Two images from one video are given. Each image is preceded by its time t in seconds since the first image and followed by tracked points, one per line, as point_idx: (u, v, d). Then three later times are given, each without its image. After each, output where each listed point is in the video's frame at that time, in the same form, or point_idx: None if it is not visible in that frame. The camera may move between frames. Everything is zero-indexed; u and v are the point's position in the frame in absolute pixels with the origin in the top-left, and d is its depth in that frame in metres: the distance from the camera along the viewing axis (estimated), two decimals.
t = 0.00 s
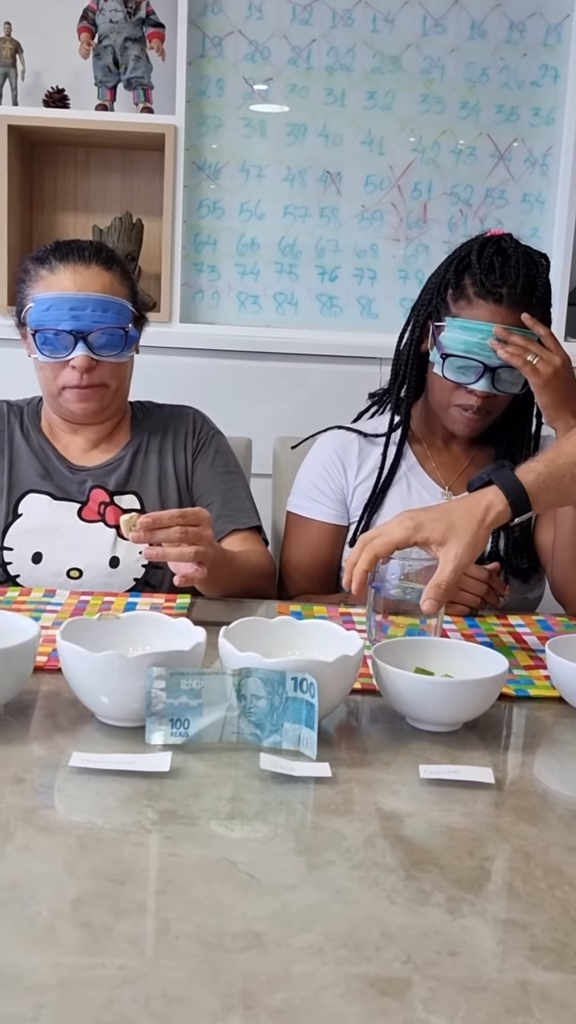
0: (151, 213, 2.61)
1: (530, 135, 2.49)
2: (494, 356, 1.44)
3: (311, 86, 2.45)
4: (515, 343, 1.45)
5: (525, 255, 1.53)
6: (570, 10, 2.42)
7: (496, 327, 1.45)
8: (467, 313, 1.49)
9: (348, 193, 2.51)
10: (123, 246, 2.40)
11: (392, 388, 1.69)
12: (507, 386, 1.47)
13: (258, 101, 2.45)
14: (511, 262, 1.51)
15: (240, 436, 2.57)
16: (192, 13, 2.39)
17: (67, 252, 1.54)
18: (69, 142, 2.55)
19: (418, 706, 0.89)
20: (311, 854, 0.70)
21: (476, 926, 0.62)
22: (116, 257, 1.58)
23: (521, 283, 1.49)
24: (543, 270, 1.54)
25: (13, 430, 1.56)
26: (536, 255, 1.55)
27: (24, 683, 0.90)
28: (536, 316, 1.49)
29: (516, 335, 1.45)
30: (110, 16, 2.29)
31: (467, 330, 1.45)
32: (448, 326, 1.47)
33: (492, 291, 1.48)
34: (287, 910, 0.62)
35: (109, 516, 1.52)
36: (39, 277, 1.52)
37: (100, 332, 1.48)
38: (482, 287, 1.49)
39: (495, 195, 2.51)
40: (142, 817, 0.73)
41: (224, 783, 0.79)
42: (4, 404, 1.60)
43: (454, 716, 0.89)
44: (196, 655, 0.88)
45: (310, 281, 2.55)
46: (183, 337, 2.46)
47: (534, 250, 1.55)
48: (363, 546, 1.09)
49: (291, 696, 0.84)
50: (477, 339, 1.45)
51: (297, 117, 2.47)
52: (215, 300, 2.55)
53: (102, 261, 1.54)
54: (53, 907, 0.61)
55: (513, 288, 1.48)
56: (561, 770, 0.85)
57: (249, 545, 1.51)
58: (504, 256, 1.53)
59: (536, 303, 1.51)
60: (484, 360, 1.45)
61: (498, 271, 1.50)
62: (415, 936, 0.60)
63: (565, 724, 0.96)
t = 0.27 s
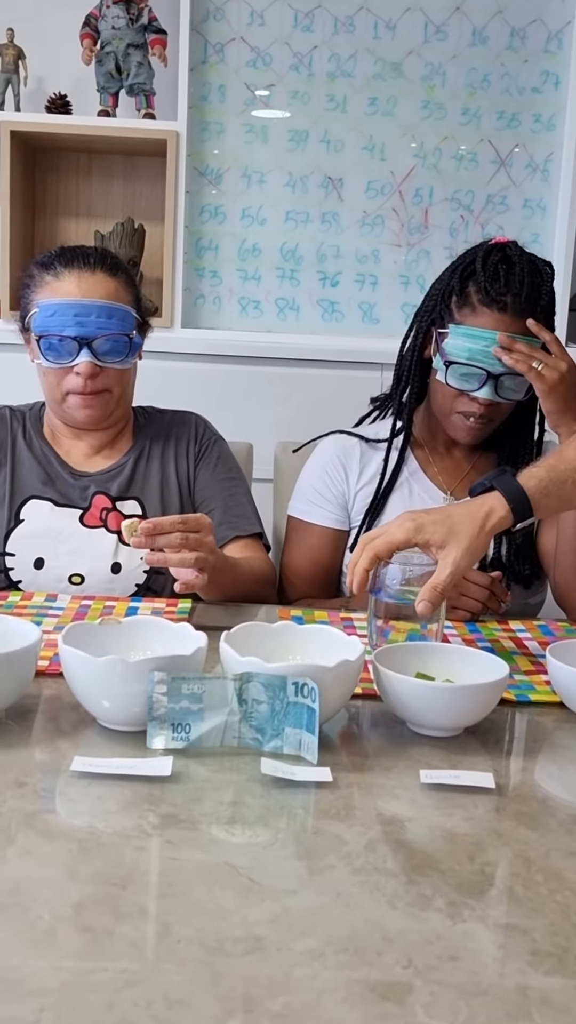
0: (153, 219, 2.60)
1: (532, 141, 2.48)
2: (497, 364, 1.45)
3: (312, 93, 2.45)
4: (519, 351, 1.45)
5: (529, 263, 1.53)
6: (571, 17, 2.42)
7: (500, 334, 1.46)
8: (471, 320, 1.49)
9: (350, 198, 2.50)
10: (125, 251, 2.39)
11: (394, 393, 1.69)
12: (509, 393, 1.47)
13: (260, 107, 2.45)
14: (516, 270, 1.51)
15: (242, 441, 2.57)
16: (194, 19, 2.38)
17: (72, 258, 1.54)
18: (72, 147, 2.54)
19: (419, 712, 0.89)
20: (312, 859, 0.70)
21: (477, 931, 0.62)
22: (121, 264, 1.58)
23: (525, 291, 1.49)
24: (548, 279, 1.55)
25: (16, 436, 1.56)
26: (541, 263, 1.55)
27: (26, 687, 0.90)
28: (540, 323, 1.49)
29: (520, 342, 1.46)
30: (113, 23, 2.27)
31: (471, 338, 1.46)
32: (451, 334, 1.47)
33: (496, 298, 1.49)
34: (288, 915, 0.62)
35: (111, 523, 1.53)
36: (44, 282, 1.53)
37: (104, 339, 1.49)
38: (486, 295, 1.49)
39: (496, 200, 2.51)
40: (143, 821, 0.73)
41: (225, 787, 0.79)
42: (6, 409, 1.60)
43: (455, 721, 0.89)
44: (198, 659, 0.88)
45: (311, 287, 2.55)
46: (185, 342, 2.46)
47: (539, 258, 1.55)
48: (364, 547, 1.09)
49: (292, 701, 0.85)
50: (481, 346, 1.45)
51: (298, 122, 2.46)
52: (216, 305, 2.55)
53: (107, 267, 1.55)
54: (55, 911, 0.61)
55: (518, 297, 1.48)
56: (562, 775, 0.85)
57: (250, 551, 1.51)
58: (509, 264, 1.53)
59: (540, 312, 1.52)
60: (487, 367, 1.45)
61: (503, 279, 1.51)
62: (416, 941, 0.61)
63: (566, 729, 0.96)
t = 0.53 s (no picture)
0: (156, 226, 2.58)
1: (533, 149, 2.48)
2: (497, 372, 1.45)
3: (315, 101, 2.45)
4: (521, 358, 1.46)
5: (531, 271, 1.53)
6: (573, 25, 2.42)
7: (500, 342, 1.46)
8: (472, 329, 1.49)
9: (352, 205, 2.50)
10: (127, 258, 2.38)
11: (396, 400, 1.69)
12: (510, 401, 1.47)
13: (262, 114, 2.45)
14: (518, 278, 1.51)
15: (243, 447, 2.56)
16: (197, 27, 2.39)
17: (76, 264, 1.55)
18: (74, 155, 2.53)
19: (420, 719, 0.89)
20: (313, 866, 0.70)
21: (479, 939, 0.62)
22: (124, 270, 1.58)
23: (527, 300, 1.49)
24: (550, 287, 1.54)
25: (17, 443, 1.56)
26: (542, 271, 1.55)
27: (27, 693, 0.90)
28: (541, 331, 1.49)
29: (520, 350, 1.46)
30: (116, 31, 2.26)
31: (472, 346, 1.46)
32: (452, 342, 1.48)
33: (497, 306, 1.49)
34: (290, 922, 0.62)
35: (112, 530, 1.52)
36: (47, 288, 1.53)
37: (107, 345, 1.49)
38: (488, 303, 1.49)
39: (498, 208, 2.51)
40: (144, 828, 0.73)
41: (226, 794, 0.79)
42: (8, 416, 1.61)
43: (457, 728, 0.89)
44: (199, 666, 0.88)
45: (313, 294, 2.54)
46: (187, 349, 2.46)
47: (541, 266, 1.55)
48: (371, 547, 1.10)
49: (294, 708, 0.85)
50: (482, 355, 1.45)
51: (300, 130, 2.47)
52: (218, 312, 2.54)
53: (111, 273, 1.55)
54: (56, 918, 0.61)
55: (519, 305, 1.48)
56: (564, 783, 0.85)
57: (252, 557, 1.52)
58: (511, 272, 1.53)
59: (542, 320, 1.52)
60: (488, 375, 1.46)
61: (504, 287, 1.50)
62: (418, 949, 0.60)
63: (567, 737, 0.96)
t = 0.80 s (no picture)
0: (158, 230, 2.58)
1: (535, 153, 2.48)
2: (497, 376, 1.45)
3: (317, 105, 2.45)
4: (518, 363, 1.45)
5: (531, 275, 1.54)
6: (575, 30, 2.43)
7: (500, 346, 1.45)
8: (472, 333, 1.50)
9: (354, 210, 2.50)
10: (130, 262, 2.38)
11: (397, 404, 1.69)
12: (510, 405, 1.47)
13: (264, 119, 2.45)
14: (518, 282, 1.52)
15: (245, 451, 2.56)
16: (200, 32, 2.39)
17: (79, 268, 1.55)
18: (77, 159, 2.53)
19: (422, 722, 0.89)
20: (315, 870, 0.70)
21: (480, 943, 0.62)
22: (127, 275, 1.59)
23: (527, 304, 1.50)
24: (549, 291, 1.55)
25: (18, 447, 1.57)
26: (543, 275, 1.56)
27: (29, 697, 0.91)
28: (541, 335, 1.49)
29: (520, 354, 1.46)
30: (119, 35, 2.26)
31: (472, 350, 1.46)
32: (452, 346, 1.48)
33: (497, 311, 1.49)
34: (291, 926, 0.62)
35: (113, 534, 1.53)
36: (49, 293, 1.53)
37: (109, 350, 1.49)
38: (488, 307, 1.50)
39: (500, 212, 2.51)
40: (146, 832, 0.73)
41: (228, 798, 0.79)
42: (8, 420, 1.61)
43: (458, 732, 0.89)
44: (201, 670, 0.88)
45: (315, 298, 2.54)
46: (189, 354, 2.46)
47: (541, 270, 1.56)
48: (388, 517, 1.11)
49: (295, 712, 0.84)
50: (482, 359, 1.45)
51: (303, 135, 2.47)
52: (220, 316, 2.54)
53: (113, 278, 1.56)
54: (57, 921, 0.61)
55: (519, 309, 1.49)
56: (565, 787, 0.85)
57: (254, 562, 1.53)
58: (511, 276, 1.53)
59: (541, 325, 1.52)
60: (488, 379, 1.46)
61: (504, 291, 1.51)
62: (419, 953, 0.60)
63: (569, 741, 0.96)
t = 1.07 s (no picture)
0: (160, 235, 2.59)
1: (537, 159, 2.49)
2: (498, 381, 1.46)
3: (319, 110, 2.46)
4: (519, 369, 1.46)
5: (533, 281, 1.54)
6: None
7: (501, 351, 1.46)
8: (473, 338, 1.50)
9: (356, 214, 2.51)
10: (132, 267, 2.38)
11: (398, 409, 1.69)
12: (511, 411, 1.48)
13: (267, 123, 2.46)
14: (519, 288, 1.52)
15: (247, 455, 2.56)
16: (202, 38, 2.40)
17: (80, 274, 1.56)
18: (79, 164, 2.53)
19: (422, 727, 0.90)
20: (316, 874, 0.70)
21: (480, 947, 0.62)
22: (128, 281, 1.59)
23: (528, 310, 1.50)
24: (551, 297, 1.55)
25: (19, 452, 1.57)
26: (544, 281, 1.56)
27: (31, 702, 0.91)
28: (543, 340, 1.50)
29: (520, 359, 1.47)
30: (122, 41, 2.27)
31: (473, 356, 1.46)
32: (453, 351, 1.48)
33: (499, 316, 1.49)
34: (292, 930, 0.63)
35: (115, 540, 1.53)
36: (51, 298, 1.54)
37: (110, 355, 1.50)
38: (489, 313, 1.50)
39: (502, 217, 2.51)
40: (147, 836, 0.73)
41: (229, 802, 0.80)
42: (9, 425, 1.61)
43: (459, 737, 0.90)
44: (202, 674, 0.88)
45: (317, 303, 2.55)
46: (191, 358, 2.46)
47: (543, 277, 1.56)
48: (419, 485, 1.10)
49: (296, 716, 0.85)
50: (483, 364, 1.46)
51: (305, 140, 2.47)
52: (223, 321, 2.55)
53: (115, 284, 1.56)
54: (59, 925, 0.61)
55: (520, 315, 1.49)
56: (566, 792, 0.86)
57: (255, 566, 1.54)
58: (513, 282, 1.54)
59: (542, 330, 1.52)
60: (489, 385, 1.46)
61: (505, 297, 1.51)
62: (419, 957, 0.61)
63: (570, 746, 0.96)
